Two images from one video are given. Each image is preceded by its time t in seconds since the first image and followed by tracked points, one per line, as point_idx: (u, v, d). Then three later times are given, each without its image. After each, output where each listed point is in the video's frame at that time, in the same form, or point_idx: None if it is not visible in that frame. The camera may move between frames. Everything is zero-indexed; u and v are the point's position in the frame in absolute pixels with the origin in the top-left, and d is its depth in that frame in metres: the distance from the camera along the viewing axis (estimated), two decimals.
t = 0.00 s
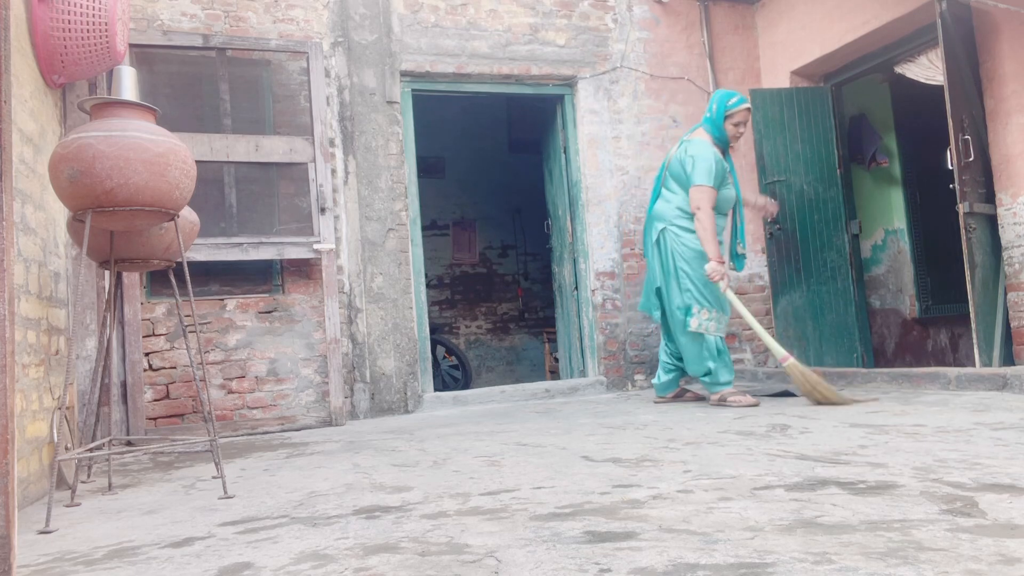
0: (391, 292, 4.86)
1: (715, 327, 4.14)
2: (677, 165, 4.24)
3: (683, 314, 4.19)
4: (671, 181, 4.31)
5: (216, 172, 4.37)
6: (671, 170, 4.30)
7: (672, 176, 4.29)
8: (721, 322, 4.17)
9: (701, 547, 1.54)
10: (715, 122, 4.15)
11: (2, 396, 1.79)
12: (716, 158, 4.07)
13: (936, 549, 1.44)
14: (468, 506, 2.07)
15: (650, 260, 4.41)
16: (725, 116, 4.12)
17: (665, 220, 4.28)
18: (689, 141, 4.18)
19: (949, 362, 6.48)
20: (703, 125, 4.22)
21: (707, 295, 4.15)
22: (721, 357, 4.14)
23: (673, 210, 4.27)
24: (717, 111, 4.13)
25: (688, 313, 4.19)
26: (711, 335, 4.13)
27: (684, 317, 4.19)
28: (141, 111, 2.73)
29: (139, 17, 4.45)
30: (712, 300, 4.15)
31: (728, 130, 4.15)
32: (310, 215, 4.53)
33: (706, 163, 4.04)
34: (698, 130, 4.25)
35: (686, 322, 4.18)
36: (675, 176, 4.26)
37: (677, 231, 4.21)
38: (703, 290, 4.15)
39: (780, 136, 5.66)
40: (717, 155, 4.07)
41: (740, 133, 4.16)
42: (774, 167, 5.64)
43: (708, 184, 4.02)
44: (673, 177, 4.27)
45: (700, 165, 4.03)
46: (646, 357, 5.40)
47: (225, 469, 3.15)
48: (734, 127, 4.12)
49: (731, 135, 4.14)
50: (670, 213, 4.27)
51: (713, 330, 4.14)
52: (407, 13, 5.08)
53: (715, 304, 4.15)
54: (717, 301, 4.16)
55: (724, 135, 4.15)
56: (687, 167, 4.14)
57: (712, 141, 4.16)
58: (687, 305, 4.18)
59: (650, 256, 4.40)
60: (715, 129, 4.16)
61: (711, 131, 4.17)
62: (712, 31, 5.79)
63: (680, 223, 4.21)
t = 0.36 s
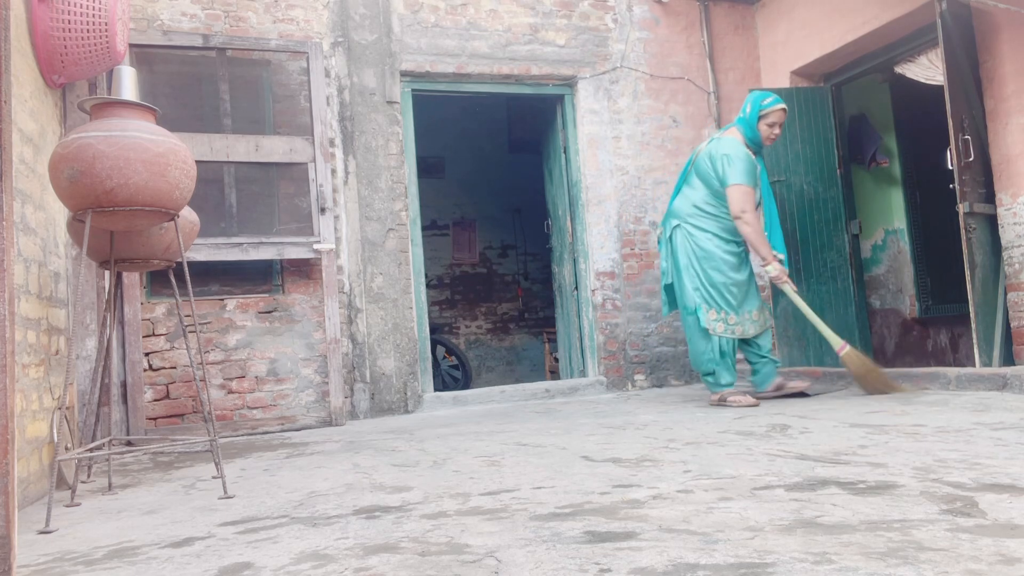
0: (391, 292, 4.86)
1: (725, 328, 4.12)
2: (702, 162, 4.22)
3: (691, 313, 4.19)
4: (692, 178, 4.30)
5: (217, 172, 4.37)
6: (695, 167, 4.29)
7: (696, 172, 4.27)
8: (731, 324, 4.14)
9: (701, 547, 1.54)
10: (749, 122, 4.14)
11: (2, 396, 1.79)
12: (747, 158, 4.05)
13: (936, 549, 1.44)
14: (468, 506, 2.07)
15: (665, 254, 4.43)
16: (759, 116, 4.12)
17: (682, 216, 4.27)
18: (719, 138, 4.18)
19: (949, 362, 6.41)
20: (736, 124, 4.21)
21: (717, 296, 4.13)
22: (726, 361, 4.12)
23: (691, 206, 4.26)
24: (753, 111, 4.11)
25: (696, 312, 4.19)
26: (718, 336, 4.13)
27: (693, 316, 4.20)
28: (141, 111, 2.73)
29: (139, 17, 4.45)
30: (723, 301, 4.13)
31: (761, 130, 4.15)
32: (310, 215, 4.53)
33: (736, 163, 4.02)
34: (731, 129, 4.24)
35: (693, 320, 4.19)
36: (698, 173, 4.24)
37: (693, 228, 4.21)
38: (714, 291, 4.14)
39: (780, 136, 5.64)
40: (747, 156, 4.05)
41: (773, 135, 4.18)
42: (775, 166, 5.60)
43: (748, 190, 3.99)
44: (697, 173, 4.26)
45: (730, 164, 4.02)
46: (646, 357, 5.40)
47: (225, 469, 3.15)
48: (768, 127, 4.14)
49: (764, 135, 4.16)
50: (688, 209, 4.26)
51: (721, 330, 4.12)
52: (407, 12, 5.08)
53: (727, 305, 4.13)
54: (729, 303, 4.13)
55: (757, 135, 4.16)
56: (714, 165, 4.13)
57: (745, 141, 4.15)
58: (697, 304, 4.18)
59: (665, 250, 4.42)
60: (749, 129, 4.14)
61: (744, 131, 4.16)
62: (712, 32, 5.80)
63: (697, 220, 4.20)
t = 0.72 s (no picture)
0: (390, 292, 4.86)
1: (757, 323, 4.01)
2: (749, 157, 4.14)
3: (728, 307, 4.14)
4: (740, 174, 4.23)
5: (217, 172, 4.37)
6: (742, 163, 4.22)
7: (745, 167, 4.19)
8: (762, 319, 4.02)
9: (701, 547, 1.54)
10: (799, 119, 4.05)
11: (2, 397, 1.79)
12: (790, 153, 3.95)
13: (936, 549, 1.44)
14: (468, 506, 2.07)
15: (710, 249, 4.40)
16: (809, 112, 4.01)
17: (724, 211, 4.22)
18: (767, 134, 4.10)
19: (948, 362, 6.49)
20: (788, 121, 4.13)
21: (754, 291, 4.03)
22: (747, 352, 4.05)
23: (736, 202, 4.19)
24: (803, 107, 4.02)
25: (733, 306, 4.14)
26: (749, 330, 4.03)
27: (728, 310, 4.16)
28: (142, 111, 2.74)
29: (139, 17, 4.45)
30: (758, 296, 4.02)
31: (812, 127, 4.03)
32: (310, 215, 4.53)
33: (777, 156, 3.94)
34: (782, 126, 4.16)
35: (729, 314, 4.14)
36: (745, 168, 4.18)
37: (735, 223, 4.13)
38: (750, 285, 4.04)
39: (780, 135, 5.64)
40: (791, 152, 3.94)
41: (825, 132, 4.03)
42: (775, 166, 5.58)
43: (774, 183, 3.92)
44: (744, 168, 4.18)
45: (772, 158, 3.94)
46: (646, 357, 5.40)
47: (225, 469, 3.15)
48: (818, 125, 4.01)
49: (815, 132, 4.04)
50: (732, 204, 4.19)
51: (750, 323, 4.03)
52: (407, 12, 5.08)
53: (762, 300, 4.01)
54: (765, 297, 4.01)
55: (808, 132, 4.04)
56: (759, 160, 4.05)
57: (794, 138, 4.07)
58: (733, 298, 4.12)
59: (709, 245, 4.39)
60: (799, 125, 4.05)
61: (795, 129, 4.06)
62: (712, 32, 5.80)
63: (739, 215, 4.13)
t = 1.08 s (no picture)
0: (390, 292, 4.86)
1: (801, 322, 3.89)
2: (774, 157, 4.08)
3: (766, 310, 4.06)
4: (765, 174, 4.17)
5: (217, 172, 4.37)
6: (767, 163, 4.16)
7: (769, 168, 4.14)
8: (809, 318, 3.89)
9: (701, 547, 1.54)
10: (828, 120, 3.87)
11: (2, 396, 1.79)
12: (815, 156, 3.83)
13: (936, 549, 1.44)
14: (468, 506, 2.07)
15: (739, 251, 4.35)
16: (839, 113, 3.83)
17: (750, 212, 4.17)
18: (793, 134, 3.98)
19: (949, 362, 6.48)
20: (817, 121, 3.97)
21: (787, 292, 3.96)
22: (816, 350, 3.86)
23: (761, 203, 4.15)
24: (832, 108, 3.84)
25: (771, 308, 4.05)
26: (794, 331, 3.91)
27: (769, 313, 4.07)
28: (142, 111, 2.74)
29: (139, 17, 4.45)
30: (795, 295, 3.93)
31: (842, 128, 3.85)
32: (310, 215, 4.53)
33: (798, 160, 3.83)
34: (812, 125, 4.00)
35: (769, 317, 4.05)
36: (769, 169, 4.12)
37: (760, 224, 4.10)
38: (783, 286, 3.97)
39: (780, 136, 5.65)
40: (815, 155, 3.82)
41: (858, 133, 3.84)
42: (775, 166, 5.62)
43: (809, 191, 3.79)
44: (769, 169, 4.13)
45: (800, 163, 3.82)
46: (646, 357, 5.40)
47: (225, 469, 3.15)
48: (849, 127, 3.82)
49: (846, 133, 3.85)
50: (756, 205, 4.16)
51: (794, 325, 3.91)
52: (407, 12, 5.08)
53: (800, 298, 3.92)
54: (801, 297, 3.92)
55: (837, 133, 3.86)
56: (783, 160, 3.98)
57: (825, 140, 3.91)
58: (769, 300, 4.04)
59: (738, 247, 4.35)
60: (829, 126, 3.87)
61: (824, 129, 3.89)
62: (712, 32, 5.80)
63: (764, 216, 4.09)
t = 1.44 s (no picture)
0: (390, 292, 4.86)
1: (814, 321, 3.81)
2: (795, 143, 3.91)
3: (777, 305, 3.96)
4: (785, 161, 4.01)
5: (217, 172, 4.37)
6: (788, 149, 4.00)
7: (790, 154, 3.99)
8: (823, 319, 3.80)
9: (701, 547, 1.54)
10: (848, 101, 3.68)
11: (2, 396, 1.79)
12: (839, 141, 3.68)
13: (936, 549, 1.44)
14: (468, 506, 2.07)
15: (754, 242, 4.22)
16: (862, 93, 3.65)
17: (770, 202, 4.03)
18: (814, 119, 3.81)
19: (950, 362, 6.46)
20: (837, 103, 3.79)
21: (804, 288, 3.85)
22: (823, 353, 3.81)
23: (781, 192, 4.01)
24: (855, 88, 3.65)
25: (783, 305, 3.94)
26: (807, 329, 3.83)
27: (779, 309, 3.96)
28: (142, 111, 2.74)
29: (139, 17, 4.45)
30: (811, 292, 3.83)
31: (866, 108, 3.68)
32: (310, 215, 4.53)
33: (823, 146, 3.68)
34: (831, 106, 3.82)
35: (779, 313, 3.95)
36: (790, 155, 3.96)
37: (781, 215, 3.97)
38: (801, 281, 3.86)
39: (780, 136, 5.67)
40: (839, 140, 3.67)
41: (883, 113, 3.68)
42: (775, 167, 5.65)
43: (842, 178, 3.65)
44: (789, 155, 3.98)
45: (824, 150, 3.67)
46: (646, 357, 5.40)
47: (225, 469, 3.15)
48: (874, 106, 3.65)
49: (870, 114, 3.68)
50: (777, 195, 4.02)
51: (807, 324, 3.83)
52: (407, 12, 5.08)
53: (815, 296, 3.82)
54: (818, 294, 3.81)
55: (861, 114, 3.69)
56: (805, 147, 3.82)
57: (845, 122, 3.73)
58: (783, 295, 3.94)
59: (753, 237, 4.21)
60: (851, 108, 3.69)
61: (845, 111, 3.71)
62: (712, 32, 5.80)
63: (784, 207, 3.96)
